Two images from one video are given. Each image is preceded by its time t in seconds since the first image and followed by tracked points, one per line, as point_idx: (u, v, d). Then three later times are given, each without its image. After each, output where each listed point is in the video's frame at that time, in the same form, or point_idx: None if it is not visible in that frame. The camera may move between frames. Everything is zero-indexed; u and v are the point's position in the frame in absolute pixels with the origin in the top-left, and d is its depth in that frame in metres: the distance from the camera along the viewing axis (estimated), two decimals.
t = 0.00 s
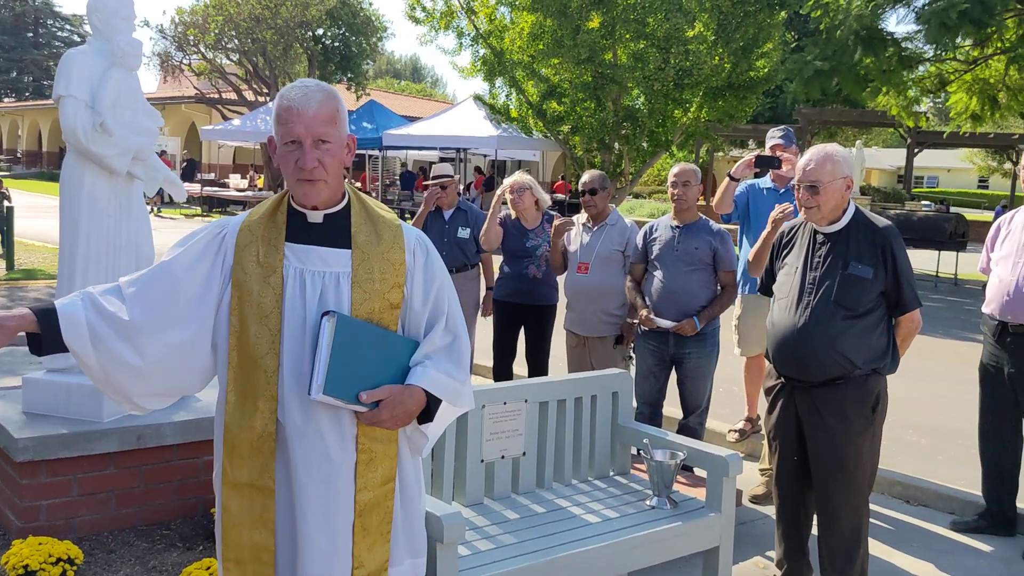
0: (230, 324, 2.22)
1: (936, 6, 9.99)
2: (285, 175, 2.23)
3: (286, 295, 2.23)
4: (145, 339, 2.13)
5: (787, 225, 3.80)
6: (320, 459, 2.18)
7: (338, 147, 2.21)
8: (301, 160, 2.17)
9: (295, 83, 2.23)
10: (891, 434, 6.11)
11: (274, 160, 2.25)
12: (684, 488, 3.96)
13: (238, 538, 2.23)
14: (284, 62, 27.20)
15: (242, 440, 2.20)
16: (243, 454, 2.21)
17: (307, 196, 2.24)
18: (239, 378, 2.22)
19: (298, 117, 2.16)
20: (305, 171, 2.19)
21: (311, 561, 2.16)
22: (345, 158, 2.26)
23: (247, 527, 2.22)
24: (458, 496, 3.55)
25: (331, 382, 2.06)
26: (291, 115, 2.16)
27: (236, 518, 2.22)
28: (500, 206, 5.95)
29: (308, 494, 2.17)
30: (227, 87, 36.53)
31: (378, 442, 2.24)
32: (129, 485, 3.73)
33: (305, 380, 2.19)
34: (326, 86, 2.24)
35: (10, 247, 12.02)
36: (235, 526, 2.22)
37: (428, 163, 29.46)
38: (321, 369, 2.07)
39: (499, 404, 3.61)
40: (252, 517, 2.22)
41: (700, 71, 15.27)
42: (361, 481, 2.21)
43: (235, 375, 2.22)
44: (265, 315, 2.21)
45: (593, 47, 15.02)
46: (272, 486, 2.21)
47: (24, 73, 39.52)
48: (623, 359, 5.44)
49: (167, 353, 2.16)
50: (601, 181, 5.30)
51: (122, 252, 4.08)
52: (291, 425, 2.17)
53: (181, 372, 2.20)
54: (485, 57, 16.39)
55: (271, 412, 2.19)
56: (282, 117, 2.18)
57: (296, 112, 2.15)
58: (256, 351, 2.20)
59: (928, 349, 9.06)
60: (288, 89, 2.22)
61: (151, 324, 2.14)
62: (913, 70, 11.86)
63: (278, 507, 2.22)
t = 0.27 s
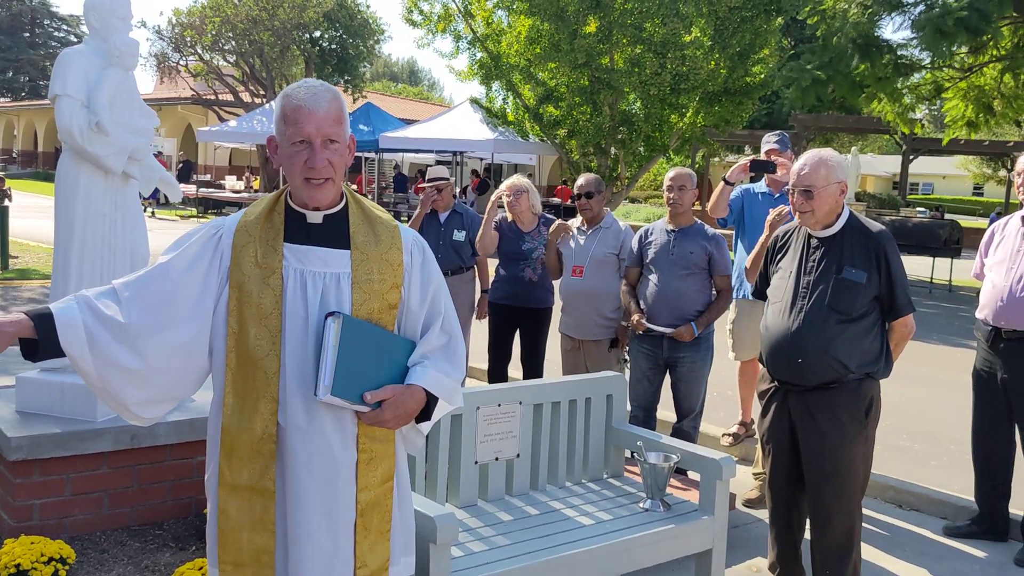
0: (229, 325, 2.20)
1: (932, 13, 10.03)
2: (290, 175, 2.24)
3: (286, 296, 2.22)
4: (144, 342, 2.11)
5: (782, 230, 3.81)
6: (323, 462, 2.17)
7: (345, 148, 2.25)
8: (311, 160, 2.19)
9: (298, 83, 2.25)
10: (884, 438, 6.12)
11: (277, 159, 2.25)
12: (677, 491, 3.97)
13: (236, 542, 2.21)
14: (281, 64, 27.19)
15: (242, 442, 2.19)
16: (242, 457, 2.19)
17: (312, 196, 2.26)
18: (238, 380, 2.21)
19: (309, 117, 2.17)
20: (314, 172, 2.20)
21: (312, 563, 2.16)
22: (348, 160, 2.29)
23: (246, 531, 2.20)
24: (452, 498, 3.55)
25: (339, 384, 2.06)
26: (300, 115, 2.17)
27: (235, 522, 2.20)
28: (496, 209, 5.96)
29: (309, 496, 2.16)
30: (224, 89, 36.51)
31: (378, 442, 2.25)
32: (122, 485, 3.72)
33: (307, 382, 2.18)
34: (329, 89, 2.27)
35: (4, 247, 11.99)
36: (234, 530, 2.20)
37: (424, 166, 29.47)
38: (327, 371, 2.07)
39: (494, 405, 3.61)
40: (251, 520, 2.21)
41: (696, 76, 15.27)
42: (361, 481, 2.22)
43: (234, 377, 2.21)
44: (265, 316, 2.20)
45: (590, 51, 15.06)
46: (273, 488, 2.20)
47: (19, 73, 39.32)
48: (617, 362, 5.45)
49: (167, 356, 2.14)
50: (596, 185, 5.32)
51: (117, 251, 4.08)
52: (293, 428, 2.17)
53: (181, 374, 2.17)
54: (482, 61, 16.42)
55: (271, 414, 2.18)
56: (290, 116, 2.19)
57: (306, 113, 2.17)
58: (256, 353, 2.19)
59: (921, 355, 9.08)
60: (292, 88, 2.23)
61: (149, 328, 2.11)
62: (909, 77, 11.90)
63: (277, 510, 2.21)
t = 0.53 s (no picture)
0: (234, 330, 2.17)
1: (929, 19, 10.06)
2: (298, 178, 2.22)
3: (293, 300, 2.21)
4: (154, 350, 2.05)
5: (778, 235, 3.82)
6: (332, 465, 2.17)
7: (353, 152, 2.25)
8: (322, 162, 2.17)
9: (302, 87, 2.24)
10: (879, 444, 6.12)
11: (283, 162, 2.23)
12: (672, 495, 3.96)
13: (241, 550, 2.17)
14: (278, 65, 27.19)
15: (249, 448, 2.16)
16: (249, 462, 2.16)
17: (321, 199, 2.25)
18: (243, 385, 2.18)
19: (320, 119, 2.16)
20: (325, 174, 2.20)
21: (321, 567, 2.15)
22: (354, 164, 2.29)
23: (250, 538, 2.17)
24: (446, 502, 3.54)
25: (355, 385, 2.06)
26: (311, 117, 2.16)
27: (240, 529, 2.17)
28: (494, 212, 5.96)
29: (319, 499, 2.15)
30: (221, 90, 36.48)
31: (382, 443, 2.27)
32: (115, 487, 3.71)
33: (317, 387, 2.18)
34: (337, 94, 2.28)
35: None
36: (238, 537, 2.17)
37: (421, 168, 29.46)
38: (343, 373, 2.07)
39: (489, 409, 3.60)
40: (255, 526, 2.17)
41: (694, 80, 15.27)
42: (369, 482, 2.23)
43: (239, 382, 2.18)
44: (272, 320, 2.18)
45: (587, 55, 15.08)
46: (280, 493, 2.18)
47: (16, 72, 39.13)
48: (611, 366, 5.45)
49: (177, 365, 2.09)
50: (593, 189, 5.33)
51: (112, 252, 4.06)
52: (302, 433, 2.16)
53: (189, 382, 2.12)
54: (479, 63, 16.46)
55: (280, 418, 2.17)
56: (299, 119, 2.17)
57: (317, 115, 2.16)
58: (264, 357, 2.17)
59: (916, 361, 9.10)
60: (297, 92, 2.22)
61: (160, 338, 2.06)
62: (905, 83, 11.94)
63: (284, 515, 2.20)
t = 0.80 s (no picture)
0: (252, 336, 2.16)
1: (926, 24, 10.08)
2: (320, 183, 2.22)
3: (311, 304, 2.22)
4: (180, 363, 2.02)
5: (775, 240, 3.83)
6: (354, 467, 2.20)
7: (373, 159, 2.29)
8: (350, 167, 2.19)
9: (322, 92, 2.25)
10: (875, 449, 6.13)
11: (305, 167, 2.22)
12: (667, 500, 3.97)
13: (264, 558, 2.15)
14: (277, 67, 27.20)
15: (271, 454, 2.15)
16: (271, 469, 2.15)
17: (342, 205, 2.26)
18: (262, 391, 2.17)
19: (347, 125, 2.18)
20: (351, 180, 2.21)
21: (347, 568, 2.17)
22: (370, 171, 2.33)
23: (272, 545, 2.15)
24: (442, 505, 3.54)
25: (382, 387, 2.14)
26: (339, 123, 2.18)
27: (263, 536, 2.15)
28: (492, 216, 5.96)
29: (344, 501, 2.18)
30: (219, 91, 36.48)
31: (392, 442, 2.30)
32: (111, 488, 3.70)
33: (340, 390, 2.20)
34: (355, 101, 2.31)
35: None
36: (260, 545, 2.14)
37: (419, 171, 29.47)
38: (370, 376, 2.14)
39: (485, 412, 3.60)
40: (277, 532, 2.16)
41: (692, 85, 15.28)
42: (385, 482, 2.27)
43: (258, 388, 2.16)
44: (291, 325, 2.19)
45: (585, 59, 15.10)
46: (302, 498, 2.18)
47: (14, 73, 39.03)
48: (608, 370, 5.45)
49: (204, 376, 2.06)
50: (592, 193, 5.35)
51: (109, 254, 4.06)
52: (326, 436, 2.17)
53: (213, 394, 2.10)
54: (478, 67, 16.52)
55: (302, 423, 2.17)
56: (325, 124, 2.18)
57: (345, 120, 2.18)
58: (283, 362, 2.17)
59: (913, 366, 9.11)
60: (319, 98, 2.23)
61: (183, 351, 2.02)
62: (902, 89, 11.98)
63: (306, 520, 2.19)
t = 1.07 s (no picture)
0: (274, 336, 2.13)
1: (925, 25, 10.09)
2: (343, 183, 2.21)
3: (330, 304, 2.22)
4: (223, 367, 2.01)
5: (774, 242, 3.84)
6: (377, 464, 2.20)
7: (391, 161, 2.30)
8: (375, 169, 2.19)
9: (345, 94, 2.23)
10: (872, 452, 6.14)
11: (326, 165, 2.20)
12: (664, 501, 3.97)
13: (290, 560, 2.11)
14: (276, 67, 27.20)
15: (296, 454, 2.11)
16: (296, 469, 2.11)
17: (363, 207, 2.26)
18: (284, 391, 2.12)
19: (373, 127, 2.18)
20: (376, 181, 2.21)
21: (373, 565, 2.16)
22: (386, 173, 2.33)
23: (298, 545, 2.11)
24: (438, 505, 3.53)
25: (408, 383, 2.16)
26: (366, 125, 2.17)
27: (288, 537, 2.10)
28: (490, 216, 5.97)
29: (369, 498, 2.17)
30: (219, 91, 36.46)
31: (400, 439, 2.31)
32: (108, 487, 3.70)
33: (362, 388, 2.20)
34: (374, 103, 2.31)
35: None
36: (286, 547, 2.10)
37: (418, 172, 29.48)
38: (396, 372, 2.15)
39: (483, 413, 3.60)
40: (303, 533, 2.12)
41: (691, 87, 15.26)
42: (397, 478, 2.28)
43: (280, 388, 2.12)
44: (312, 324, 2.17)
45: (584, 61, 15.12)
46: (326, 497, 2.16)
47: (14, 72, 38.88)
48: (606, 372, 5.45)
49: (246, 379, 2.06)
50: (592, 195, 5.36)
51: (108, 252, 4.06)
52: (350, 435, 2.16)
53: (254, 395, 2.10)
54: (477, 68, 16.53)
55: (326, 422, 2.15)
56: (351, 126, 2.17)
57: (372, 122, 2.18)
58: (305, 362, 2.15)
59: (910, 369, 9.11)
60: (342, 100, 2.21)
61: (223, 355, 2.01)
62: (900, 92, 12.00)
63: (329, 519, 2.17)
